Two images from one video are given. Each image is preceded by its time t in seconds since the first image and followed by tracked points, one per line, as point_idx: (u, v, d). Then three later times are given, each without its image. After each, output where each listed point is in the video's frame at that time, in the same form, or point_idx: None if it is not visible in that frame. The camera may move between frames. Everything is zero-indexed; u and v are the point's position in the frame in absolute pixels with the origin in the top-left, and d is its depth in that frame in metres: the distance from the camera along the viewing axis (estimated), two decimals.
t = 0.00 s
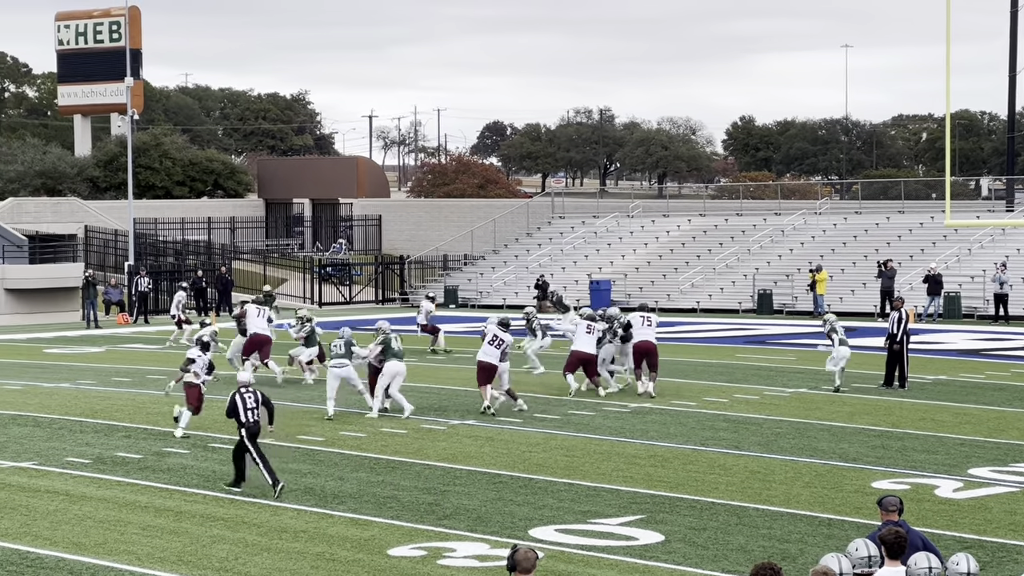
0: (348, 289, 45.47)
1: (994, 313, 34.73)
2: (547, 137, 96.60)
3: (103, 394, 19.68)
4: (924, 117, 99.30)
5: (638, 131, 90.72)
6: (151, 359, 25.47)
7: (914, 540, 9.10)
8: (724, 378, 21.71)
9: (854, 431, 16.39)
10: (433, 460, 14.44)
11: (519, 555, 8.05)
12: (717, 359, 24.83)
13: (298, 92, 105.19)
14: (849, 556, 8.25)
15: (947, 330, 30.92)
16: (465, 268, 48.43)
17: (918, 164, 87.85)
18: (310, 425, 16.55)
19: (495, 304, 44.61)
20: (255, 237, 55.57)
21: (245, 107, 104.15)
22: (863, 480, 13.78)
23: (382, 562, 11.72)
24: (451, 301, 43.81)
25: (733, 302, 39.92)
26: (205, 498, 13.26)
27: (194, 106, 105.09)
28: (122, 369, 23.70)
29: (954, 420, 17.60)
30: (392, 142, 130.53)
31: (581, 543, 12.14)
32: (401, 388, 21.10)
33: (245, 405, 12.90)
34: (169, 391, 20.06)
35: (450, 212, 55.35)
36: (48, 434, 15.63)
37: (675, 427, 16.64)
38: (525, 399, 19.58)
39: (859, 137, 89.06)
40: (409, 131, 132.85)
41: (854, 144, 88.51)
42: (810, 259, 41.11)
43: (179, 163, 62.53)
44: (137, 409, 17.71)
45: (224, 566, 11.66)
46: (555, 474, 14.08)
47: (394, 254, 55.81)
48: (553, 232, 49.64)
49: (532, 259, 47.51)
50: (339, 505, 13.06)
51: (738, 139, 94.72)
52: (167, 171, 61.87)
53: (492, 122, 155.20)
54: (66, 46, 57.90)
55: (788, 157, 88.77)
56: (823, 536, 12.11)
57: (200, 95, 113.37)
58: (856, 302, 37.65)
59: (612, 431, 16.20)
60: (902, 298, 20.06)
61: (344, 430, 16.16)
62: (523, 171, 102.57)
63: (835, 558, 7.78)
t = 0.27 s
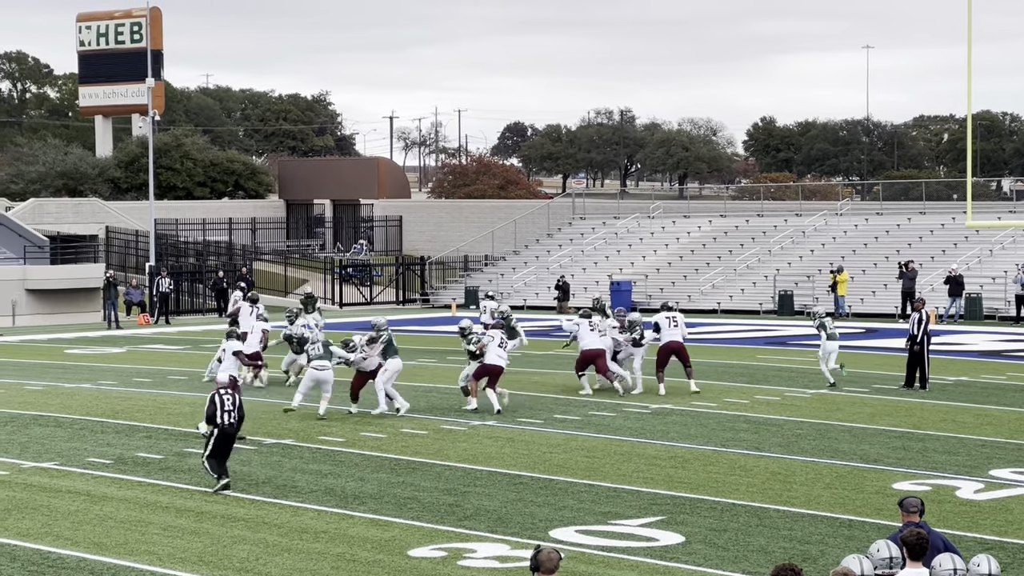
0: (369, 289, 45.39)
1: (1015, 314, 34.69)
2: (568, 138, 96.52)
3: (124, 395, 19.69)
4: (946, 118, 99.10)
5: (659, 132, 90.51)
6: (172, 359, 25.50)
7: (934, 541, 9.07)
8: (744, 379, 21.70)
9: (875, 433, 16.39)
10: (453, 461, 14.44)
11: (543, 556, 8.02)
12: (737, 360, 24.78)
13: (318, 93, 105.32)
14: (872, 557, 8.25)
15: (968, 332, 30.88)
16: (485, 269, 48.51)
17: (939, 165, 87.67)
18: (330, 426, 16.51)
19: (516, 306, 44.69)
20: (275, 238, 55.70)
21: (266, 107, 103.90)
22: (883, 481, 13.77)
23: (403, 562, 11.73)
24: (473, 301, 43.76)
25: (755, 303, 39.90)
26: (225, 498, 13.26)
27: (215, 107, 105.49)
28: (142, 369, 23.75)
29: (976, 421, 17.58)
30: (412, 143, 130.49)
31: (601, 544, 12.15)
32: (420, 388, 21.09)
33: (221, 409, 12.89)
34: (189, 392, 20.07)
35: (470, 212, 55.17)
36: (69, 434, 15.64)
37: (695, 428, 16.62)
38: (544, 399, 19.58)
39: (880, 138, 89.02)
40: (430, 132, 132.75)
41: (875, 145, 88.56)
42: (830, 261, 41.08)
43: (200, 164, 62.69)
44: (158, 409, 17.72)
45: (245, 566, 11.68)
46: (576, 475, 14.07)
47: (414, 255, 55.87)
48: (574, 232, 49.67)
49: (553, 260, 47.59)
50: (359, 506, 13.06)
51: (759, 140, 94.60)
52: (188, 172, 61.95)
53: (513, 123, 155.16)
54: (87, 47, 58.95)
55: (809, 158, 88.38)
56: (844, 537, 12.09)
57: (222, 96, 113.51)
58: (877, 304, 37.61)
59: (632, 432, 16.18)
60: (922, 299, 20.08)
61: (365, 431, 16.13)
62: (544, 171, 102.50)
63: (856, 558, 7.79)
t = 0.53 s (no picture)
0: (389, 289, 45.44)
1: None
2: (589, 138, 96.39)
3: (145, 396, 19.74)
4: (967, 119, 98.95)
5: (679, 133, 90.26)
6: (193, 359, 25.57)
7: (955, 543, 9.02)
8: (765, 380, 21.72)
9: (896, 433, 16.37)
10: (474, 461, 14.44)
11: (566, 557, 7.95)
12: (757, 360, 24.78)
13: (339, 93, 105.41)
14: (892, 557, 8.22)
15: (988, 332, 30.84)
16: (506, 270, 48.56)
17: (961, 166, 87.51)
18: (351, 427, 16.48)
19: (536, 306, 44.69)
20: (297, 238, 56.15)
21: (287, 108, 103.44)
22: (905, 482, 13.75)
23: (424, 563, 11.74)
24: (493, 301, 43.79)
25: (775, 304, 39.90)
26: (247, 498, 13.27)
27: (235, 108, 105.95)
28: (163, 369, 23.82)
29: (997, 422, 17.56)
30: (432, 143, 130.35)
31: (622, 544, 12.15)
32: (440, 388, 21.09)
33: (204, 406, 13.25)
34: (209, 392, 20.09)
35: (490, 212, 55.25)
36: (90, 434, 15.66)
37: (717, 429, 16.60)
38: (564, 398, 19.58)
39: (901, 138, 89.10)
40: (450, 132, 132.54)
41: (896, 145, 88.54)
42: (851, 262, 41.05)
43: (221, 164, 62.51)
44: (179, 409, 17.75)
45: (266, 566, 11.69)
46: (596, 475, 14.07)
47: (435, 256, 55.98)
48: (595, 233, 49.71)
49: (574, 261, 47.63)
50: (380, 506, 13.07)
51: (780, 141, 94.69)
52: (209, 173, 61.79)
53: (534, 124, 155.15)
54: (109, 47, 59.29)
55: (830, 159, 89.08)
56: (864, 538, 12.07)
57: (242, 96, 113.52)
58: (898, 304, 37.65)
59: (654, 432, 16.16)
60: (942, 300, 20.05)
61: (385, 431, 16.10)
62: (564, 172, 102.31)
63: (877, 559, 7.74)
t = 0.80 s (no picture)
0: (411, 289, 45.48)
1: None
2: (611, 138, 96.18)
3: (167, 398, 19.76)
4: (990, 120, 98.53)
5: (701, 133, 89.92)
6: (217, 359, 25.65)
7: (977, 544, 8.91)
8: (788, 379, 21.72)
9: (918, 434, 16.34)
10: (495, 462, 14.44)
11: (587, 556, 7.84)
12: (779, 361, 24.76)
13: (361, 93, 105.33)
14: (916, 559, 8.31)
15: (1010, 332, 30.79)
16: (528, 270, 48.60)
17: (984, 166, 87.21)
18: (373, 427, 16.45)
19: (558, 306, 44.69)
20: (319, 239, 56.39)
21: (310, 108, 103.29)
22: (927, 483, 13.73)
23: (445, 563, 11.76)
24: (515, 301, 43.84)
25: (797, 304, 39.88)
26: (268, 498, 13.28)
27: (257, 108, 106.34)
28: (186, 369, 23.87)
29: (1021, 423, 17.51)
30: (455, 142, 130.23)
31: (643, 545, 12.15)
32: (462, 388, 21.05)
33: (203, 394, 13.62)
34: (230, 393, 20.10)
35: (512, 213, 55.38)
36: (113, 433, 15.67)
37: (739, 429, 16.58)
38: (586, 398, 19.58)
39: (924, 138, 88.67)
40: (472, 131, 132.44)
41: (918, 145, 88.25)
42: (873, 262, 40.98)
43: (243, 164, 62.70)
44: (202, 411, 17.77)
45: (288, 566, 11.71)
46: (618, 476, 14.06)
47: (457, 256, 56.28)
48: (617, 233, 49.71)
49: (595, 261, 47.64)
50: (402, 506, 13.08)
51: (802, 141, 94.69)
52: (231, 172, 62.04)
53: (557, 123, 155.15)
54: (132, 48, 59.89)
55: (853, 159, 89.02)
56: (887, 539, 12.05)
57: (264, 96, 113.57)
58: (921, 305, 37.64)
59: (676, 432, 16.14)
60: (963, 300, 19.96)
61: (407, 431, 16.09)
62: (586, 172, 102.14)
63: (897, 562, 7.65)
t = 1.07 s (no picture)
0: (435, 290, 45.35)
1: None
2: (635, 139, 95.94)
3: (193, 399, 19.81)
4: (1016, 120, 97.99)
5: (725, 133, 89.68)
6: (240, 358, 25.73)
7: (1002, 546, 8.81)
8: (813, 380, 21.72)
9: (944, 435, 16.29)
10: (520, 462, 14.45)
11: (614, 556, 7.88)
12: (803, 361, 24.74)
13: (385, 94, 105.46)
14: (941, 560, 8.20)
15: None
16: (552, 271, 48.65)
17: (1010, 166, 86.85)
18: (397, 427, 16.44)
19: (582, 306, 44.71)
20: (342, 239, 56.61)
21: (334, 108, 103.39)
22: (952, 484, 13.71)
23: (469, 563, 11.77)
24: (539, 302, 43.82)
25: (821, 305, 39.85)
26: (292, 498, 13.29)
27: (281, 109, 106.72)
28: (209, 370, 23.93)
29: None
30: (479, 143, 130.28)
31: (668, 545, 12.15)
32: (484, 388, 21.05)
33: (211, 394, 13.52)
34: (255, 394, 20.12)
35: (536, 213, 55.41)
36: (138, 433, 15.70)
37: (763, 430, 16.56)
38: (610, 399, 19.59)
39: (949, 138, 88.20)
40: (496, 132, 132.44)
41: (943, 145, 87.83)
42: (897, 262, 40.90)
43: (267, 164, 62.76)
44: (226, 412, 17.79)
45: (312, 566, 11.73)
46: (642, 476, 14.06)
47: (481, 257, 56.32)
48: (640, 234, 49.69)
49: (619, 261, 47.63)
50: (426, 507, 13.09)
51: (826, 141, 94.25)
52: (255, 173, 62.11)
53: (581, 124, 155.23)
54: (156, 48, 60.10)
55: (876, 159, 88.68)
56: (912, 540, 12.02)
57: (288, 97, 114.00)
58: (945, 305, 37.59)
59: (700, 433, 16.12)
60: (988, 300, 19.89)
61: (430, 431, 16.08)
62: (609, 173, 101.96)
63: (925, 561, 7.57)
